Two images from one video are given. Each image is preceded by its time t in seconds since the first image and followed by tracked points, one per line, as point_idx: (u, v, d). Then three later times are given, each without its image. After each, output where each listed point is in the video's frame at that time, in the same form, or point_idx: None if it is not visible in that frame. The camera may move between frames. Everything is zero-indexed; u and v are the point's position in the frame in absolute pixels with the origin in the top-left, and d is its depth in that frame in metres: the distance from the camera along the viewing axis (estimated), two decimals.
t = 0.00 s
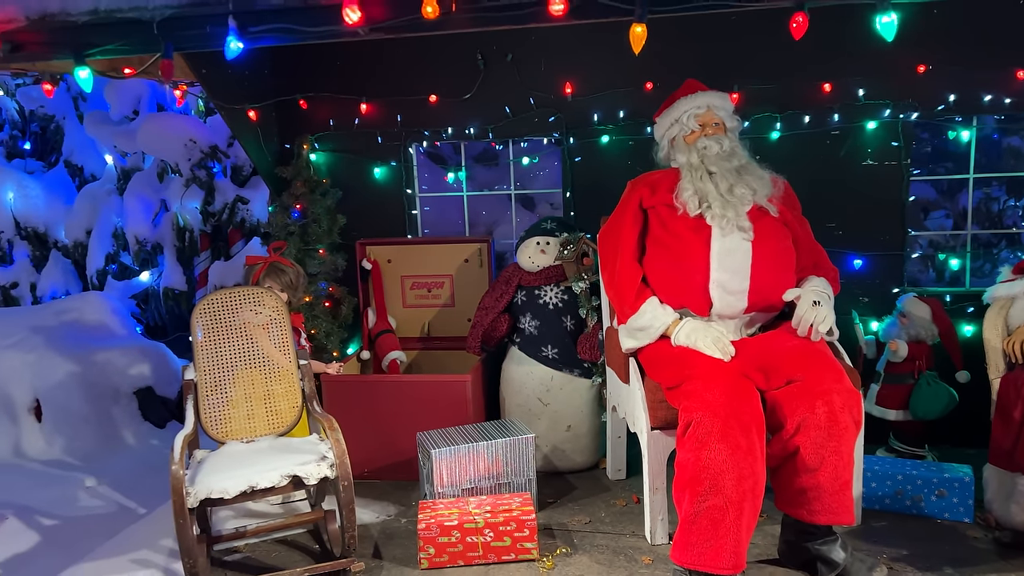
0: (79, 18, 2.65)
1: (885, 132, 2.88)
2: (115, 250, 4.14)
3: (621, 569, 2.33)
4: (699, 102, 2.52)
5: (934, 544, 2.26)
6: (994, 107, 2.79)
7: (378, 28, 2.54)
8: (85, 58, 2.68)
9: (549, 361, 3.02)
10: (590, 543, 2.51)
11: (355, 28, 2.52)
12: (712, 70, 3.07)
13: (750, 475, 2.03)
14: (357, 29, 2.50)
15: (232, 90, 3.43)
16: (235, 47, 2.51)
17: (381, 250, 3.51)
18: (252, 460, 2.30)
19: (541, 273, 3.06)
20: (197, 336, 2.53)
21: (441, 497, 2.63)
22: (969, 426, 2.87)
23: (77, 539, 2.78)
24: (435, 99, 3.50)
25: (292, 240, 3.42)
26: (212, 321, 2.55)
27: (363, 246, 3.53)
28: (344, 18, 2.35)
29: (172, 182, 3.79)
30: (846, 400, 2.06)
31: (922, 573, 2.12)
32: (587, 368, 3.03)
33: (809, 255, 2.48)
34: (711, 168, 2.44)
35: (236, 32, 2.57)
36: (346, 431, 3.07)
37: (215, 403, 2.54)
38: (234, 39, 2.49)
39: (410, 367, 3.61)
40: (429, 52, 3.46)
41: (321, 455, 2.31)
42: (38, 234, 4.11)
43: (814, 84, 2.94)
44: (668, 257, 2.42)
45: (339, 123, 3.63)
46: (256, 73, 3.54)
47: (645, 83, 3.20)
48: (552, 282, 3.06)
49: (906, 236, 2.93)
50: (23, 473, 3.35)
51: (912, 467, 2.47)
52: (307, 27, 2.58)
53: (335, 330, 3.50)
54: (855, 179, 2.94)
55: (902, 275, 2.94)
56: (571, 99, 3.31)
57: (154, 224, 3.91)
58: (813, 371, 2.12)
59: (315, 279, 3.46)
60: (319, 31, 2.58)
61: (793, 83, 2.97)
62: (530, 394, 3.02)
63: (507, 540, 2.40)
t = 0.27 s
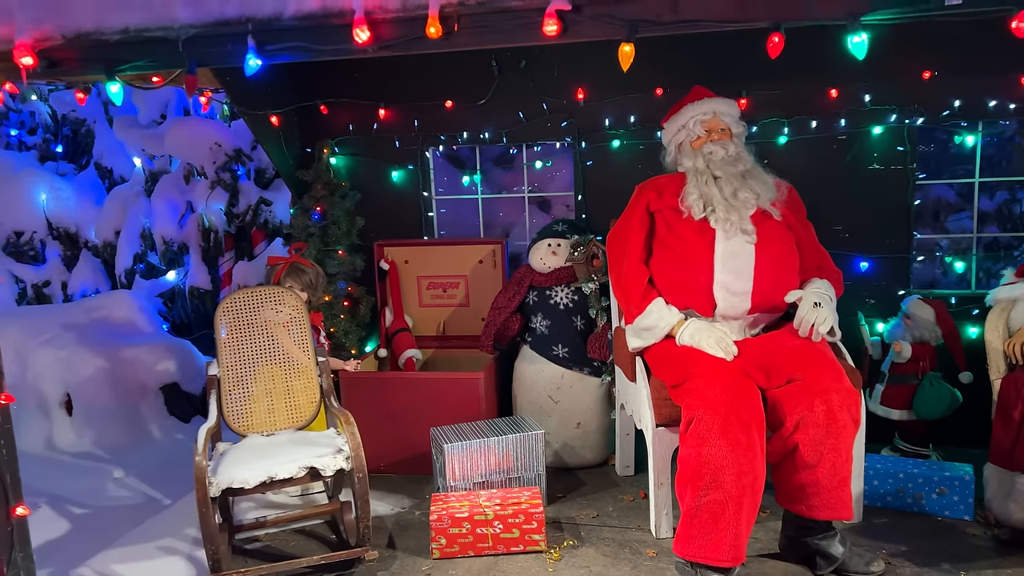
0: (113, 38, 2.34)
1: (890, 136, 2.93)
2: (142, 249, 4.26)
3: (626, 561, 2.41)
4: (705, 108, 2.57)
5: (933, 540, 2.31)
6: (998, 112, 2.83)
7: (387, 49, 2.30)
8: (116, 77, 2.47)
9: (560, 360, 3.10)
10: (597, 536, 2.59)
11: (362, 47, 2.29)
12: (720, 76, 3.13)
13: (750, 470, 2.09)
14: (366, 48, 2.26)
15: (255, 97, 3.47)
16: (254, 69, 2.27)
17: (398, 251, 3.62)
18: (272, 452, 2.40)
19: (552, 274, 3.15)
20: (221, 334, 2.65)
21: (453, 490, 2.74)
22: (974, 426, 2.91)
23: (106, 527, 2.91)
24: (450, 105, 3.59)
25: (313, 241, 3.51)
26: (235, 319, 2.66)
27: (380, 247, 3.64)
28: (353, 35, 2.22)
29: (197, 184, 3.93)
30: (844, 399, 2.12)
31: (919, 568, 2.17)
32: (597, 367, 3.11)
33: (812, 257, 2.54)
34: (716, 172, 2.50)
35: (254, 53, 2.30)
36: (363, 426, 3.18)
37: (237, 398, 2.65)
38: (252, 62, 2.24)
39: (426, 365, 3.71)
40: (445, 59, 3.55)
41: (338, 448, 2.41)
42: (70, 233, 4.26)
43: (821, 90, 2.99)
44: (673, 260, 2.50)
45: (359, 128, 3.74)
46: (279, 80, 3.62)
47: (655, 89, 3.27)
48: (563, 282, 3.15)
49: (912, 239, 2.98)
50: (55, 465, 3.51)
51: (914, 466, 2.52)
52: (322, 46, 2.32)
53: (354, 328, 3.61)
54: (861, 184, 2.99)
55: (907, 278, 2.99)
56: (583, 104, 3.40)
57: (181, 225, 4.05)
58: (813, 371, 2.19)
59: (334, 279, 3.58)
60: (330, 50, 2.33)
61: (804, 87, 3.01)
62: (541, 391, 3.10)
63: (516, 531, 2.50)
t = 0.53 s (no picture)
0: (153, 69, 2.16)
1: (904, 148, 2.98)
2: (178, 254, 4.45)
3: (638, 560, 2.50)
4: (719, 123, 2.63)
5: (939, 545, 2.36)
6: (1011, 124, 2.86)
7: (404, 79, 2.11)
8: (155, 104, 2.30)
9: (577, 365, 3.20)
10: (611, 536, 2.68)
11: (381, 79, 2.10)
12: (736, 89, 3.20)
13: (757, 475, 2.17)
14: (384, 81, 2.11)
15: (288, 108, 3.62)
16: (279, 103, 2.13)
17: (423, 257, 3.75)
18: (300, 451, 2.53)
19: (570, 282, 3.25)
20: (252, 336, 2.79)
21: (473, 490, 2.85)
22: (987, 434, 2.94)
23: (143, 521, 3.07)
24: (474, 117, 3.71)
25: (341, 248, 3.67)
26: (265, 323, 2.80)
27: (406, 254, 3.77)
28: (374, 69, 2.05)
29: (231, 192, 4.13)
30: (850, 406, 2.18)
31: (924, 572, 2.22)
32: (613, 372, 3.20)
33: (823, 268, 2.61)
34: (729, 185, 2.56)
35: (279, 85, 2.14)
36: (389, 426, 3.30)
37: (268, 399, 2.79)
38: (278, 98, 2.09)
39: (449, 368, 3.83)
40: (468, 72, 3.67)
41: (362, 448, 2.53)
42: (109, 238, 4.45)
43: (835, 103, 3.05)
44: (686, 270, 2.58)
45: (386, 139, 3.87)
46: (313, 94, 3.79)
47: (673, 101, 3.36)
48: (581, 289, 3.24)
49: (925, 249, 3.02)
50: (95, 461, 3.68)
51: (923, 472, 2.56)
52: (345, 79, 2.14)
53: (379, 332, 3.73)
54: (875, 195, 3.04)
55: (921, 287, 3.03)
56: (603, 116, 3.49)
57: (215, 230, 4.25)
58: (820, 379, 2.26)
59: (361, 285, 3.71)
60: (351, 83, 2.15)
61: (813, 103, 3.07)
62: (559, 395, 3.20)
63: (532, 530, 2.60)
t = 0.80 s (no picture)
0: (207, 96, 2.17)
1: (937, 160, 2.98)
2: (226, 259, 4.63)
3: (666, 565, 2.57)
4: (750, 135, 2.66)
5: (968, 556, 2.38)
6: None
7: (441, 106, 2.16)
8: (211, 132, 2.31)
9: (610, 372, 3.26)
10: (641, 540, 2.75)
11: (418, 107, 2.16)
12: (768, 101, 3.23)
13: (783, 483, 2.21)
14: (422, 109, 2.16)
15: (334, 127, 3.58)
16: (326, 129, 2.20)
17: (460, 265, 3.86)
18: (341, 453, 2.65)
19: (603, 290, 3.32)
20: (297, 339, 2.91)
21: (506, 492, 2.94)
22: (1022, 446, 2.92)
23: (192, 516, 3.23)
24: (511, 128, 3.80)
25: (382, 256, 3.79)
26: (309, 326, 2.93)
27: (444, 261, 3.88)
28: (411, 98, 2.02)
29: (277, 199, 4.29)
30: (876, 417, 2.22)
31: None
32: (646, 379, 3.25)
33: (852, 279, 2.64)
34: (759, 198, 2.61)
35: (323, 112, 2.21)
36: (427, 429, 3.41)
37: (311, 401, 2.91)
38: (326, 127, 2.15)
39: (485, 372, 3.92)
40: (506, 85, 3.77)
41: (400, 451, 2.65)
42: (161, 242, 4.66)
43: (869, 115, 3.06)
44: (716, 281, 2.63)
45: (426, 149, 3.99)
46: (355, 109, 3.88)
47: (707, 113, 3.41)
48: (614, 298, 3.31)
49: (959, 260, 3.01)
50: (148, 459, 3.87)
51: (953, 483, 2.57)
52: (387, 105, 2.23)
53: (418, 337, 3.85)
54: (908, 206, 3.04)
55: (955, 298, 3.03)
56: (636, 128, 3.56)
57: (261, 235, 4.39)
58: (846, 390, 2.29)
59: (400, 291, 3.84)
60: (393, 109, 2.26)
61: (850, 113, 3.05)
62: (592, 402, 3.27)
63: (564, 533, 2.68)
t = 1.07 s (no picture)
0: (263, 109, 2.32)
1: (987, 166, 2.93)
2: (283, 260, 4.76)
3: (703, 566, 2.61)
4: (793, 143, 2.65)
5: (1012, 566, 2.35)
6: None
7: (480, 120, 2.22)
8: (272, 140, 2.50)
9: (652, 375, 3.31)
10: (679, 541, 2.79)
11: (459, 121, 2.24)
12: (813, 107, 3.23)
13: (819, 488, 2.23)
14: (462, 122, 2.24)
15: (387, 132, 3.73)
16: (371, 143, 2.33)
17: (506, 268, 3.95)
18: (389, 448, 2.76)
19: (646, 294, 3.36)
20: (348, 339, 3.03)
21: (547, 491, 3.02)
22: None
23: (247, 507, 3.39)
24: (558, 134, 3.88)
25: (430, 259, 3.93)
26: (360, 327, 3.04)
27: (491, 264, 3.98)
28: (452, 111, 2.14)
29: (332, 202, 4.53)
30: (916, 425, 2.23)
31: None
32: (688, 383, 3.29)
33: (896, 285, 2.64)
34: (801, 205, 2.62)
35: (370, 125, 2.34)
36: (472, 427, 3.51)
37: (360, 399, 3.03)
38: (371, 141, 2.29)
39: (529, 373, 4.01)
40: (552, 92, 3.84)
41: (444, 448, 2.74)
42: (221, 244, 4.90)
43: (916, 121, 3.03)
44: (757, 286, 2.65)
45: (474, 155, 4.09)
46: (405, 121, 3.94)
47: (752, 119, 3.42)
48: (657, 302, 3.34)
49: (1010, 267, 2.96)
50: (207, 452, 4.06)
51: (999, 492, 2.54)
52: (428, 119, 2.33)
53: (464, 337, 3.96)
54: (958, 213, 3.00)
55: (1005, 306, 2.98)
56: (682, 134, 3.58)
57: (316, 238, 4.57)
58: (884, 396, 2.31)
59: (448, 293, 3.97)
60: (435, 122, 2.33)
61: (890, 121, 3.04)
62: (634, 404, 3.31)
63: (602, 532, 2.74)
